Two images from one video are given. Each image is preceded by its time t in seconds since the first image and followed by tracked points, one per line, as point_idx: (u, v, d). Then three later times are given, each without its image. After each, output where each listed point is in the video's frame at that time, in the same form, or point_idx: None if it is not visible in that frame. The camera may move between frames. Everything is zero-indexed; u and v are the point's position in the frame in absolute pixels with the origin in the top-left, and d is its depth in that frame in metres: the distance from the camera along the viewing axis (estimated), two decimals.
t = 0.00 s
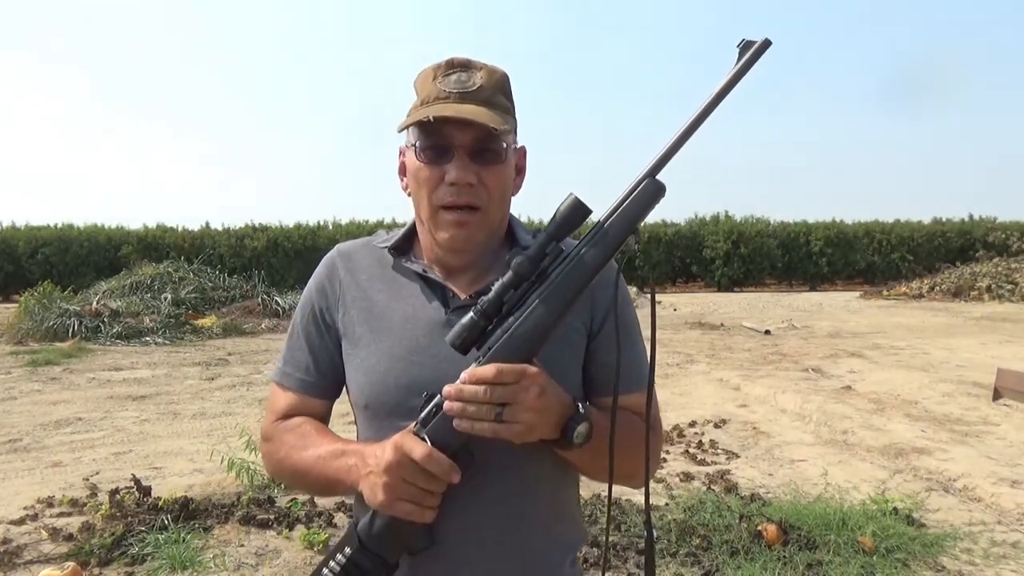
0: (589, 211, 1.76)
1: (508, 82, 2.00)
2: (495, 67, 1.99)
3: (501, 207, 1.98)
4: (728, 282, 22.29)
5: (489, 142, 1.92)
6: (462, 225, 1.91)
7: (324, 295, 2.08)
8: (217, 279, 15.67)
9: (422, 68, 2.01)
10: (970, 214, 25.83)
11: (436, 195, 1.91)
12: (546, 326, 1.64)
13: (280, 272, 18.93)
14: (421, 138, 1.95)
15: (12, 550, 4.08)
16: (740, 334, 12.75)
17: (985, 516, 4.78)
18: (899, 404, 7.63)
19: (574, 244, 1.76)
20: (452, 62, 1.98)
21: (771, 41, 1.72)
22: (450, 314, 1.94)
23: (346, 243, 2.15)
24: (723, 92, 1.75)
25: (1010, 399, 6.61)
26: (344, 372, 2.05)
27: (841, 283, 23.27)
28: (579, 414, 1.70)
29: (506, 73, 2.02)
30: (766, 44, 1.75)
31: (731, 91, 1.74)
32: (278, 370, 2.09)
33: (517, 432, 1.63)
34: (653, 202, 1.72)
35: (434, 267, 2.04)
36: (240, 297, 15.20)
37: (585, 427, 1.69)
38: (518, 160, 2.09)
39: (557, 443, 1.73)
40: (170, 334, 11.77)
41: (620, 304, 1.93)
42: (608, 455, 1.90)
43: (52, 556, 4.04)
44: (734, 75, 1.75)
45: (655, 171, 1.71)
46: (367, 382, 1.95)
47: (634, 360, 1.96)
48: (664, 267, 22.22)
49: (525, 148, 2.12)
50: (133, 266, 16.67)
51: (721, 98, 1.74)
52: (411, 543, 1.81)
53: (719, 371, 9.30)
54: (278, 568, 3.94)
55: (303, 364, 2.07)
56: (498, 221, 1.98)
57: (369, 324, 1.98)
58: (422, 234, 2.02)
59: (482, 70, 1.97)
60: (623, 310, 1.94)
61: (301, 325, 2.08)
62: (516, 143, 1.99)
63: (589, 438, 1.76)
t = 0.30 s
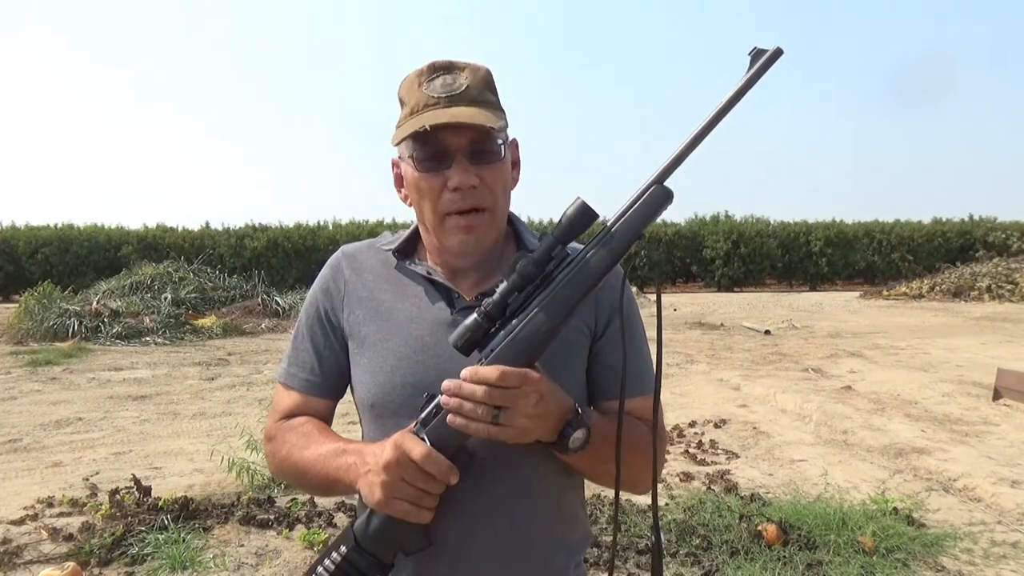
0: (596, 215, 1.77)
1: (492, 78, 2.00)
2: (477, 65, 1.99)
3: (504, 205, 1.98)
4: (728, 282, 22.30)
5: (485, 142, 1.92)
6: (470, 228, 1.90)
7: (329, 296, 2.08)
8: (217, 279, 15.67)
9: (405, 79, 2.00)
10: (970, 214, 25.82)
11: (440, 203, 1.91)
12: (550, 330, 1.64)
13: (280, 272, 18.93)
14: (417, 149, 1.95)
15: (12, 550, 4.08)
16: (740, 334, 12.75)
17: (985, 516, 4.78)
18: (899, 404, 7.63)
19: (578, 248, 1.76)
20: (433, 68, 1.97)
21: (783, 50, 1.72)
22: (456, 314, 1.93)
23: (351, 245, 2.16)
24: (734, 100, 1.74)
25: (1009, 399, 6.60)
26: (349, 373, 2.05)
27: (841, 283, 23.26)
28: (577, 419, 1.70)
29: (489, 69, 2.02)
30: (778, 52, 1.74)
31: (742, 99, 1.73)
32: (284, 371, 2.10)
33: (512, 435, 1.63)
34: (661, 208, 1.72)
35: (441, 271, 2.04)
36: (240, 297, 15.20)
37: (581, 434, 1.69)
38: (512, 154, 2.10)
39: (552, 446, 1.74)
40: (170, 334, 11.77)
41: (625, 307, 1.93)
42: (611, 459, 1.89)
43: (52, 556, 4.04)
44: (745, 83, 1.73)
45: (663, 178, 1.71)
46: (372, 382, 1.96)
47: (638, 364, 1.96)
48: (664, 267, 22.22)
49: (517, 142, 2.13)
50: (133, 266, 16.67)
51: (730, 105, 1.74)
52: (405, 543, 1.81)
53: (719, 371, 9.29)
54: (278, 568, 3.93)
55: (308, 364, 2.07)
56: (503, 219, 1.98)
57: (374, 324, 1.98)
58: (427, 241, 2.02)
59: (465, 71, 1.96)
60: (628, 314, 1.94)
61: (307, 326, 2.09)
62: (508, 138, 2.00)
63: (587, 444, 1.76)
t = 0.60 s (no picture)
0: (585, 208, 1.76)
1: (484, 73, 2.00)
2: (468, 60, 1.98)
3: (497, 198, 1.97)
4: (728, 282, 22.30)
5: (473, 133, 1.92)
6: (459, 219, 1.90)
7: (327, 297, 2.08)
8: (217, 279, 15.67)
9: (398, 74, 2.02)
10: (970, 214, 25.81)
11: (429, 194, 1.91)
12: (551, 326, 1.63)
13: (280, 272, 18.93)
14: (407, 141, 1.96)
15: (13, 550, 4.08)
16: (740, 334, 12.75)
17: (985, 516, 4.78)
18: (899, 404, 7.63)
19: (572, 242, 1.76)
20: (425, 64, 1.99)
21: (763, 20, 1.67)
22: (455, 315, 1.93)
23: (350, 245, 2.16)
24: (718, 75, 1.69)
25: (1010, 399, 6.60)
26: (348, 373, 2.05)
27: (841, 283, 23.27)
28: (581, 419, 1.70)
29: (480, 64, 2.01)
30: (759, 22, 1.70)
31: (726, 71, 1.68)
32: (283, 372, 2.10)
33: (520, 433, 1.62)
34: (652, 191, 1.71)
35: (439, 268, 2.04)
36: (240, 297, 15.20)
37: (585, 432, 1.70)
38: (508, 151, 2.10)
39: (554, 445, 1.74)
40: (170, 334, 11.77)
41: (624, 310, 1.93)
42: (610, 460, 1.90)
43: (52, 556, 4.04)
44: (728, 57, 1.69)
45: (653, 159, 1.69)
46: (371, 383, 1.96)
47: (636, 364, 1.97)
48: (664, 267, 22.22)
49: (514, 138, 2.11)
50: (133, 266, 16.67)
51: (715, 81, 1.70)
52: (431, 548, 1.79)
53: (719, 371, 9.29)
54: (278, 568, 3.94)
55: (303, 364, 2.07)
56: (496, 211, 1.97)
57: (372, 325, 1.98)
58: (423, 235, 2.03)
59: (456, 65, 1.97)
60: (626, 315, 1.94)
61: (304, 325, 2.09)
62: (500, 132, 1.98)
63: (589, 443, 1.76)
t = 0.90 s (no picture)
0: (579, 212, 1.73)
1: (479, 76, 2.00)
2: (463, 62, 1.99)
3: (490, 199, 1.97)
4: (728, 282, 22.30)
5: (466, 135, 1.92)
6: (451, 220, 1.91)
7: (326, 301, 2.09)
8: (217, 279, 15.67)
9: (394, 76, 2.03)
10: (970, 214, 25.82)
11: (421, 196, 1.92)
12: (545, 337, 1.63)
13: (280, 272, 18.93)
14: (401, 143, 1.97)
15: (13, 550, 4.08)
16: (740, 334, 12.75)
17: (985, 516, 4.78)
18: (899, 404, 7.63)
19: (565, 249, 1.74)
20: (421, 66, 1.99)
21: (755, 8, 1.66)
22: (449, 317, 1.93)
23: (348, 249, 2.16)
24: (709, 69, 1.67)
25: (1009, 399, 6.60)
26: (345, 376, 2.05)
27: (841, 283, 23.27)
28: (579, 424, 1.70)
29: (476, 66, 2.01)
30: (751, 12, 1.69)
31: (717, 67, 1.67)
32: (283, 376, 2.10)
33: (522, 447, 1.63)
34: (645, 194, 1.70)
35: (433, 270, 2.04)
36: (240, 297, 15.20)
37: (584, 437, 1.69)
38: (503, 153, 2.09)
39: (555, 451, 1.74)
40: (170, 334, 11.77)
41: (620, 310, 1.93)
42: (608, 462, 1.90)
43: (52, 556, 4.05)
44: (718, 51, 1.68)
45: (645, 162, 1.68)
46: (365, 385, 1.96)
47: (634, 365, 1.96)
48: (664, 267, 22.21)
49: (509, 139, 2.11)
50: (133, 266, 16.67)
51: (706, 76, 1.68)
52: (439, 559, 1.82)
53: (719, 371, 9.29)
54: (278, 568, 3.94)
55: (305, 369, 2.07)
56: (488, 212, 1.97)
57: (367, 327, 1.98)
58: (417, 238, 2.03)
59: (451, 68, 1.97)
60: (622, 316, 1.94)
61: (304, 330, 2.09)
62: (495, 133, 1.98)
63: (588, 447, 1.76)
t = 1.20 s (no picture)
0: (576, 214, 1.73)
1: (482, 76, 2.00)
2: (467, 62, 1.99)
3: (493, 199, 1.96)
4: (728, 282, 22.31)
5: (469, 136, 1.92)
6: (453, 221, 1.90)
7: (326, 298, 2.09)
8: (217, 279, 15.67)
9: (397, 76, 2.03)
10: (970, 214, 25.83)
11: (424, 196, 1.92)
12: (542, 339, 1.63)
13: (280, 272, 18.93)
14: (404, 144, 1.97)
15: (12, 550, 4.08)
16: (740, 334, 12.75)
17: (985, 516, 4.78)
18: (899, 404, 7.63)
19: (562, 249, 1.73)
20: (424, 66, 1.99)
21: (751, 11, 1.66)
22: (450, 316, 1.93)
23: (349, 247, 2.16)
24: (706, 70, 1.67)
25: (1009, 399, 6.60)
26: (346, 375, 2.05)
27: (841, 283, 23.27)
28: (578, 423, 1.70)
29: (479, 66, 2.01)
30: (745, 14, 1.69)
31: (712, 68, 1.66)
32: (283, 374, 2.10)
33: (521, 447, 1.63)
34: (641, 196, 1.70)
35: (435, 269, 2.04)
36: (240, 297, 15.20)
37: (582, 436, 1.69)
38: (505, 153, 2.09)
39: (553, 451, 1.73)
40: (170, 334, 11.77)
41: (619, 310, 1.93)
42: (605, 462, 1.90)
43: (52, 556, 4.04)
44: (715, 53, 1.68)
45: (640, 164, 1.68)
46: (366, 383, 1.96)
47: (633, 366, 1.97)
48: (664, 267, 22.20)
49: (512, 139, 2.11)
50: (133, 266, 16.67)
51: (703, 77, 1.67)
52: (435, 557, 1.83)
53: (719, 371, 9.30)
54: (278, 568, 3.94)
55: (306, 366, 2.07)
56: (490, 213, 1.96)
57: (367, 326, 1.98)
58: (419, 237, 2.03)
59: (455, 68, 1.97)
60: (622, 316, 1.94)
61: (305, 328, 2.09)
62: (498, 134, 1.98)
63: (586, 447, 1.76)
